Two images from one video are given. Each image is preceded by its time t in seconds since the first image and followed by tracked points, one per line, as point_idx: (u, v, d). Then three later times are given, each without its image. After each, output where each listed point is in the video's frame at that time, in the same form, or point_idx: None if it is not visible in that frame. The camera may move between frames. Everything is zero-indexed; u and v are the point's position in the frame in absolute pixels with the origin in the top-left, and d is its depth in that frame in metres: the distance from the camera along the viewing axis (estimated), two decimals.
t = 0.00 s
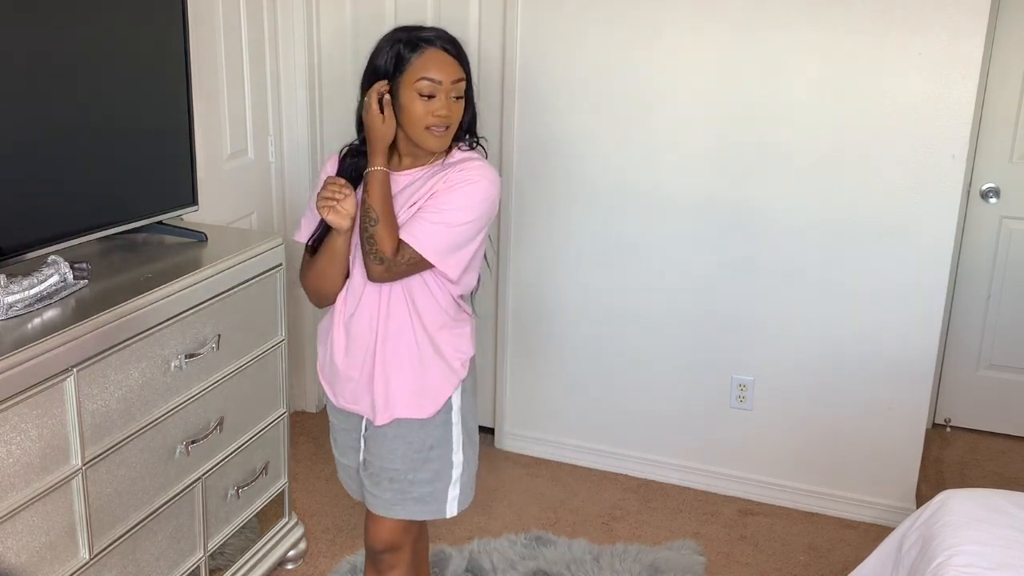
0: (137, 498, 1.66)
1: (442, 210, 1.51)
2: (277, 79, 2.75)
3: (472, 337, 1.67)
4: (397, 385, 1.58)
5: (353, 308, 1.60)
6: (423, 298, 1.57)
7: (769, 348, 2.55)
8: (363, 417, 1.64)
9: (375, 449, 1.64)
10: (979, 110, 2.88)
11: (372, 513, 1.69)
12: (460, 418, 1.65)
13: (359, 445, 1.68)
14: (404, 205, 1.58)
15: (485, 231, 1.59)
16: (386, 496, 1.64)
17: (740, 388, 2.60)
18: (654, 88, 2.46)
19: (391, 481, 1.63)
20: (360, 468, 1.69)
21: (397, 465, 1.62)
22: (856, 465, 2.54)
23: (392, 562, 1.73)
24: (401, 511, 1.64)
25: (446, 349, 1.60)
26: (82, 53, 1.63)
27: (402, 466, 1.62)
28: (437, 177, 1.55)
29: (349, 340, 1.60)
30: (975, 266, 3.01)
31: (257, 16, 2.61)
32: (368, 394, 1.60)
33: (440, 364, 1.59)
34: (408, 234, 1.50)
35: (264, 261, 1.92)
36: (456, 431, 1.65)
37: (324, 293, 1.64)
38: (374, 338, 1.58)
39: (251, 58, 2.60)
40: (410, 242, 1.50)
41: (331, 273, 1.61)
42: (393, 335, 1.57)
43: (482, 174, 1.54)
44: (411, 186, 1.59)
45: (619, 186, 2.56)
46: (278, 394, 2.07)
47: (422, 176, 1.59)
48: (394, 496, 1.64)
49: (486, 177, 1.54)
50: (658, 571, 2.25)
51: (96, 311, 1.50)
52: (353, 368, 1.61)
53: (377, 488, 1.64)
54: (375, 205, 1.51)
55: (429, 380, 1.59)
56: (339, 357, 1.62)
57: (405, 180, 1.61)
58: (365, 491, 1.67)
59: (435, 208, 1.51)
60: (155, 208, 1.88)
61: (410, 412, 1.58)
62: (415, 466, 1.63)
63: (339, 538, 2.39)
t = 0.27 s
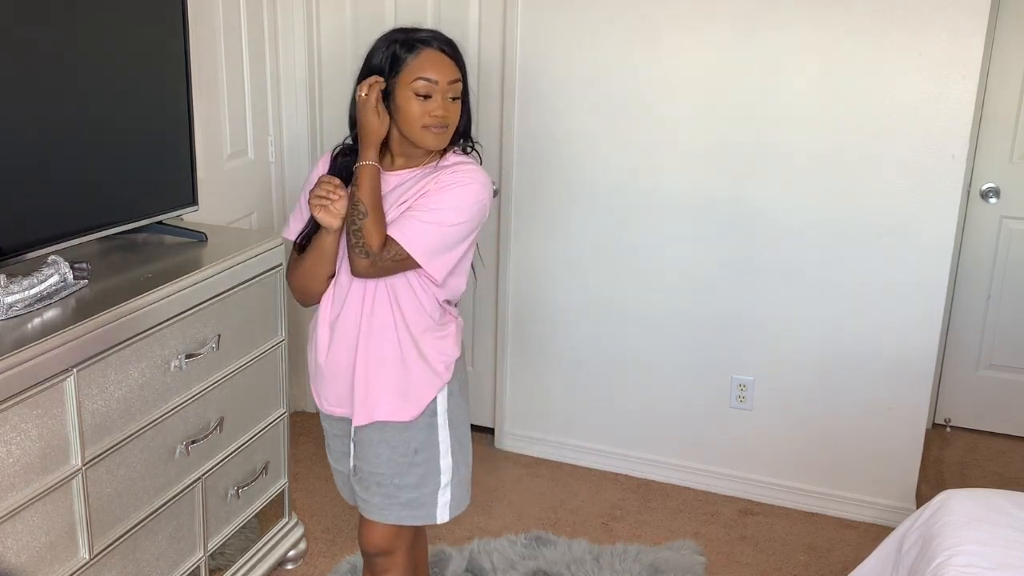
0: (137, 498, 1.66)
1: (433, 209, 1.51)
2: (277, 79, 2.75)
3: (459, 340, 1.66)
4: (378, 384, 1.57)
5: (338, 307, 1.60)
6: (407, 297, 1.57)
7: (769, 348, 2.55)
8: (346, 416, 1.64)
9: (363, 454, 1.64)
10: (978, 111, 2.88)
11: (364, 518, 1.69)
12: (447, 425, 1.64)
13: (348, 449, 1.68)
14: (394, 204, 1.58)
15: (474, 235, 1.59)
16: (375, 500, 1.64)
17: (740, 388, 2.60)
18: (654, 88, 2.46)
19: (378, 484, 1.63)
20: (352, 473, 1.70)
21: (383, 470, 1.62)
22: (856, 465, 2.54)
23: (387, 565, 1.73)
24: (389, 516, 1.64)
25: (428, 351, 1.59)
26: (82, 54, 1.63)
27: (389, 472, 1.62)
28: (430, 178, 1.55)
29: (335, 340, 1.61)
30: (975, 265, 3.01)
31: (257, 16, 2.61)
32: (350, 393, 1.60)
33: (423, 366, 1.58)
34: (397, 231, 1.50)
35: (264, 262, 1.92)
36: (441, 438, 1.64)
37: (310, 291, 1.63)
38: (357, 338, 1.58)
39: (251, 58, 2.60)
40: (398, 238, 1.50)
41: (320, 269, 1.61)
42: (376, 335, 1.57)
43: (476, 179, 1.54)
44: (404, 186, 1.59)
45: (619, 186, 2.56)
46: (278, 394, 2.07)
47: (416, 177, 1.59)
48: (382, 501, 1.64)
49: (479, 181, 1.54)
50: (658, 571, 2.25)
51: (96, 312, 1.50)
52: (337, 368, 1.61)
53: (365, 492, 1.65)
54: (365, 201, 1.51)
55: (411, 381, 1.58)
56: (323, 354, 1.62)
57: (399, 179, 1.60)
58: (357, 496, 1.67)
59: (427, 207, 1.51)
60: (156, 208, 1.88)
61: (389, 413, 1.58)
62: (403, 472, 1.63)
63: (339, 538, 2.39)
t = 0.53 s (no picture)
0: (138, 498, 1.66)
1: (425, 204, 1.50)
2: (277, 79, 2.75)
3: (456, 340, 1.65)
4: (370, 381, 1.58)
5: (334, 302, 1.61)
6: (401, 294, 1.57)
7: (768, 348, 2.55)
8: (340, 411, 1.64)
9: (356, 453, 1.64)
10: (978, 111, 2.88)
11: (357, 517, 1.68)
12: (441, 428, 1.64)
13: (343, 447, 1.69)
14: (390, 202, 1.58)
15: (470, 233, 1.58)
16: (366, 499, 1.64)
17: (740, 388, 2.60)
18: (654, 88, 2.46)
19: (370, 484, 1.63)
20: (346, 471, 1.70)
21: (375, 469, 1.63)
22: (856, 465, 2.54)
23: (380, 566, 1.72)
24: (379, 516, 1.64)
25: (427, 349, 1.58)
26: (82, 55, 1.63)
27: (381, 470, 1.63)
28: (425, 175, 1.55)
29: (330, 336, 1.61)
30: (975, 265, 3.01)
31: (257, 16, 2.61)
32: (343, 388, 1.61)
33: (416, 366, 1.58)
34: (389, 227, 1.50)
35: (264, 262, 1.92)
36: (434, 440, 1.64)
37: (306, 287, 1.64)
38: (351, 333, 1.59)
39: (251, 58, 2.60)
40: (389, 234, 1.49)
41: (315, 268, 1.61)
42: (370, 331, 1.57)
43: (473, 177, 1.54)
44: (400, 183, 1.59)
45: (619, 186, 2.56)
46: (278, 394, 2.07)
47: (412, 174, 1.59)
48: (373, 500, 1.64)
49: (473, 178, 1.54)
50: (658, 571, 2.25)
51: (96, 312, 1.50)
52: (331, 362, 1.61)
53: (358, 491, 1.65)
54: (353, 198, 1.51)
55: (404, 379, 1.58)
56: (318, 348, 1.63)
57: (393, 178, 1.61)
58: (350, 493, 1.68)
59: (421, 202, 1.51)
60: (155, 208, 1.88)
61: (381, 409, 1.58)
62: (395, 472, 1.63)
63: (339, 538, 2.39)
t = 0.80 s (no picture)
0: (138, 498, 1.66)
1: (442, 208, 1.50)
2: (277, 79, 2.75)
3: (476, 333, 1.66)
4: (397, 383, 1.58)
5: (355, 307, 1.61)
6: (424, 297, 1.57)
7: (768, 348, 2.55)
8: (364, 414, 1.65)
9: (374, 445, 1.64)
10: (978, 111, 2.88)
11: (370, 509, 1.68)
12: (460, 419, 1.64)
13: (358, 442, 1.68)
14: (405, 204, 1.57)
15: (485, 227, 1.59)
16: (385, 491, 1.63)
17: (740, 388, 2.60)
18: (654, 88, 2.46)
19: (390, 475, 1.63)
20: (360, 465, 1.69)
21: (395, 459, 1.62)
22: (856, 465, 2.54)
23: (389, 562, 1.71)
24: (396, 508, 1.64)
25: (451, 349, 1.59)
26: (82, 54, 1.63)
27: (398, 462, 1.62)
28: (437, 174, 1.54)
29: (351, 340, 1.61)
30: (975, 265, 3.01)
31: (257, 16, 2.61)
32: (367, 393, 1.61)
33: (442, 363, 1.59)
34: (412, 235, 1.49)
35: (264, 261, 1.92)
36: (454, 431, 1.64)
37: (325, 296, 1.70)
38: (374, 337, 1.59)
39: (251, 58, 2.60)
40: (415, 243, 1.49)
41: (329, 274, 1.66)
42: (395, 335, 1.58)
43: (485, 171, 1.54)
44: (411, 185, 1.57)
45: (619, 186, 2.56)
46: (278, 394, 2.07)
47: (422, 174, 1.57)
48: (392, 491, 1.63)
49: (483, 173, 1.53)
50: (658, 571, 2.25)
51: (96, 312, 1.50)
52: (354, 367, 1.62)
53: (375, 483, 1.64)
54: (372, 209, 1.50)
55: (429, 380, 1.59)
56: (340, 353, 1.63)
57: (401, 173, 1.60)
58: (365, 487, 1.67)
59: (445, 208, 1.50)
60: (156, 208, 1.88)
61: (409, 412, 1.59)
62: (413, 464, 1.63)
63: (338, 538, 2.39)
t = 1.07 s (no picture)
0: (138, 497, 1.66)
1: (514, 209, 1.54)
2: (276, 79, 2.75)
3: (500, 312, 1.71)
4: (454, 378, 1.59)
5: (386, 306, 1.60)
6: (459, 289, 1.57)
7: (768, 348, 2.55)
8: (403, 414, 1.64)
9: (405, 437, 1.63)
10: (978, 111, 2.88)
11: (405, 495, 1.67)
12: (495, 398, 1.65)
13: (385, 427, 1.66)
14: (446, 207, 1.55)
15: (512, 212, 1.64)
16: (424, 472, 1.63)
17: (740, 388, 2.60)
18: (653, 88, 2.46)
19: (431, 454, 1.62)
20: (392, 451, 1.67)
21: (434, 441, 1.61)
22: (856, 465, 2.54)
23: (423, 549, 1.71)
24: (438, 489, 1.64)
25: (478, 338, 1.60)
26: (83, 53, 1.63)
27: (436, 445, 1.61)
28: (481, 175, 1.55)
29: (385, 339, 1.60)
30: (975, 265, 3.01)
31: (257, 16, 2.61)
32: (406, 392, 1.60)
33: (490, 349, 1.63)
34: (518, 249, 1.54)
35: (264, 261, 1.92)
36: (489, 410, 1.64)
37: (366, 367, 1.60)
38: (411, 334, 1.58)
39: (251, 58, 2.60)
40: (521, 254, 1.54)
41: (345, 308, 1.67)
42: (431, 330, 1.57)
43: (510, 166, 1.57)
44: (437, 185, 1.56)
45: (619, 186, 2.56)
46: (278, 394, 2.07)
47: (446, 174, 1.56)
48: (433, 472, 1.63)
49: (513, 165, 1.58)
50: (658, 571, 2.25)
51: (96, 312, 1.50)
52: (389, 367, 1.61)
53: (415, 464, 1.63)
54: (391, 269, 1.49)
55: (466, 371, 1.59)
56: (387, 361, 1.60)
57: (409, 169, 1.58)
58: (402, 472, 1.65)
59: (497, 214, 1.54)
60: (156, 208, 1.88)
61: (454, 406, 1.59)
62: (450, 446, 1.62)
63: (339, 538, 2.39)
